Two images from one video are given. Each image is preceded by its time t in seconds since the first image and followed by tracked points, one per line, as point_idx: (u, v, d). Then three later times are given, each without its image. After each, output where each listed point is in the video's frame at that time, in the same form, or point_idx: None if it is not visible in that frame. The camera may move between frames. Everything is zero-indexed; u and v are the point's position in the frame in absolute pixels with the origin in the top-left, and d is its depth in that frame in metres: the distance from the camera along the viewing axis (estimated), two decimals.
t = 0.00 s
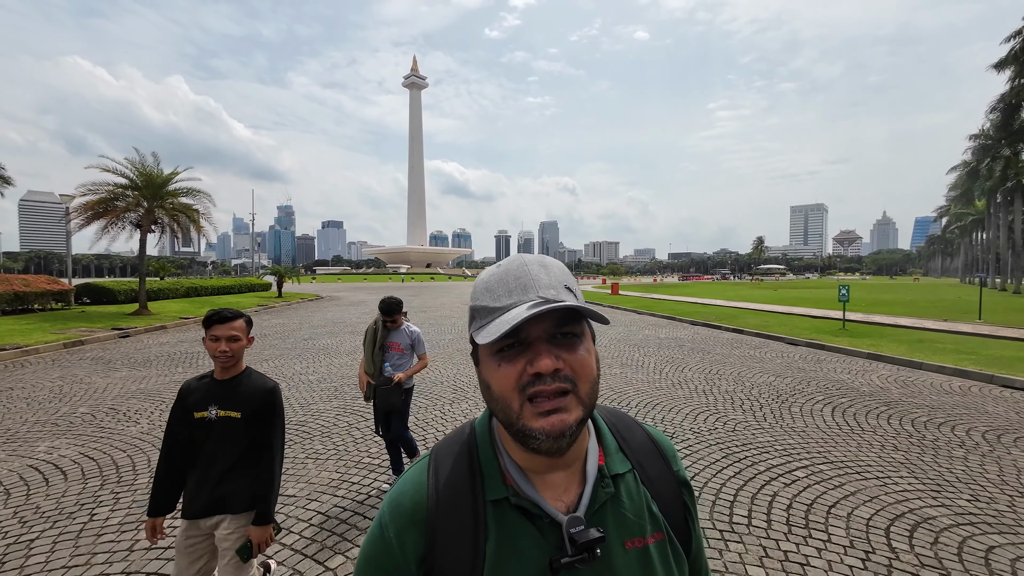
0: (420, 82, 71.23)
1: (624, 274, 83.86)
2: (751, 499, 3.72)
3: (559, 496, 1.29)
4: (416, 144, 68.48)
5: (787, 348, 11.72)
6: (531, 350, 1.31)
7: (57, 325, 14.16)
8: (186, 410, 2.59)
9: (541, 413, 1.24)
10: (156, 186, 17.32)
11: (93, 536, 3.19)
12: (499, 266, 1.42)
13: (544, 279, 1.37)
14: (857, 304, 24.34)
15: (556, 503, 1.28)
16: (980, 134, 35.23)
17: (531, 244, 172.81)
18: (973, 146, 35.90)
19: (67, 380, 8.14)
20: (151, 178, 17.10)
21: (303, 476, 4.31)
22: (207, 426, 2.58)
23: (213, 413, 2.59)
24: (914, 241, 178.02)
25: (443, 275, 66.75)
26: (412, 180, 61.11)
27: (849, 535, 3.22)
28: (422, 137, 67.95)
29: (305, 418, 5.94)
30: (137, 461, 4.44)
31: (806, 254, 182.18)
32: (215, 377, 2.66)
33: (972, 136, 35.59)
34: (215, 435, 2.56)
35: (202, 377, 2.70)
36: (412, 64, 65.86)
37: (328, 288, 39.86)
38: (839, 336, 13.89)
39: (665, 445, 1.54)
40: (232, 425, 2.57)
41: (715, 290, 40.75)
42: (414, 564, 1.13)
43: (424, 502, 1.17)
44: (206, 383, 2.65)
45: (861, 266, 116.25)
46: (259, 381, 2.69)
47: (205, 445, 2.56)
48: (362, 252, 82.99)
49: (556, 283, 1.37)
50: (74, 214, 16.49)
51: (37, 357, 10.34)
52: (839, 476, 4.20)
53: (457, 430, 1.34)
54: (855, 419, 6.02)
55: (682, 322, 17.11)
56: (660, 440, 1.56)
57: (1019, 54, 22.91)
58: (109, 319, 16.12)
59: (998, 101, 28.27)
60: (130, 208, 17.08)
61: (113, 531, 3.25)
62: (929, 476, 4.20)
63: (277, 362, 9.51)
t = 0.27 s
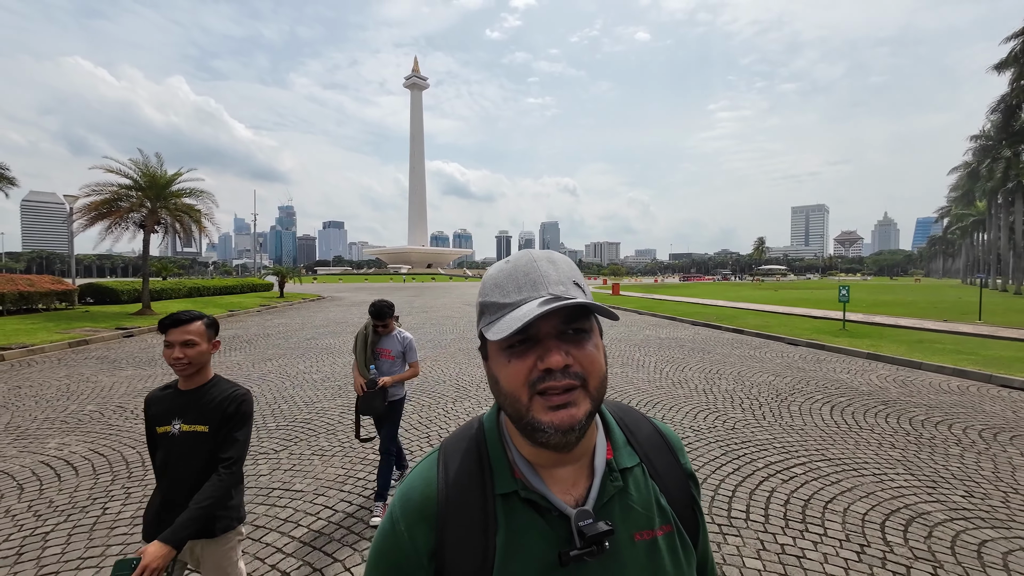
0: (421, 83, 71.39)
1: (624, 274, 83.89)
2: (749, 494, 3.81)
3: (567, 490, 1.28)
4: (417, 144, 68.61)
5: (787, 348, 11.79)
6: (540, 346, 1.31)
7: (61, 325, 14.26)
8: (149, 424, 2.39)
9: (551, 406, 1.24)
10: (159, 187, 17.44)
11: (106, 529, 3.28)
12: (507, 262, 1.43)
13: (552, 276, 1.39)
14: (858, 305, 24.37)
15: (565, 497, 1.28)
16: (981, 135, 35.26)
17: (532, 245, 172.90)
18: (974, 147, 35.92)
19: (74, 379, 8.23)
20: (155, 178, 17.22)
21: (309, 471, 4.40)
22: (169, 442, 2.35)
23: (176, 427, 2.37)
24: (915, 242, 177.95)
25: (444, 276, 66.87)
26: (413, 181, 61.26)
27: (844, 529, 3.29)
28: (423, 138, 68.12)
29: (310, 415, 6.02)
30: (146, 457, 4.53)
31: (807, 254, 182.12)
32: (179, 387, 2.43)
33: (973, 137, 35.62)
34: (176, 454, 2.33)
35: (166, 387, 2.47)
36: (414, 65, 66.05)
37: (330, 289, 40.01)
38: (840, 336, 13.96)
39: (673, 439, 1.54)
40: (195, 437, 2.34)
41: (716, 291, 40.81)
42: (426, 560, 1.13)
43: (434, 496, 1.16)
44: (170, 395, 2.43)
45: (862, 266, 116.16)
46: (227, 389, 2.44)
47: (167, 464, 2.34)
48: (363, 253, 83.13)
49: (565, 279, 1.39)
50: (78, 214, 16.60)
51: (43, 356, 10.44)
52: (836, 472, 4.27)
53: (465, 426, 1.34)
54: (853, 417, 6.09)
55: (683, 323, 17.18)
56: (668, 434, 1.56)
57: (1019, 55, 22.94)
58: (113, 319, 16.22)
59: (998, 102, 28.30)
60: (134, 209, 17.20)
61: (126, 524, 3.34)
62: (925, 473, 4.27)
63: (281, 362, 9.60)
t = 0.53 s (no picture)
0: (422, 83, 71.52)
1: (625, 274, 83.99)
2: (742, 485, 3.91)
3: (580, 478, 1.30)
4: (418, 144, 68.74)
5: (785, 346, 11.88)
6: (561, 336, 1.29)
7: (66, 323, 14.38)
8: (73, 444, 2.13)
9: (570, 397, 1.24)
10: (162, 187, 17.55)
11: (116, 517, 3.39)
12: (527, 251, 1.40)
13: (573, 268, 1.36)
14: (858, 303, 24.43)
15: (577, 486, 1.29)
16: (982, 134, 35.29)
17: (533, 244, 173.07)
18: (974, 146, 35.97)
19: (80, 376, 8.34)
20: (157, 178, 17.33)
21: (314, 463, 4.47)
22: (101, 463, 2.12)
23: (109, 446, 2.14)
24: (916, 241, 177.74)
25: (444, 275, 67.01)
26: (414, 180, 61.39)
27: (833, 518, 3.38)
28: (424, 137, 68.24)
29: (314, 411, 6.11)
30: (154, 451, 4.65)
31: (808, 253, 182.01)
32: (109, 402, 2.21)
33: (973, 136, 35.65)
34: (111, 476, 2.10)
35: (90, 408, 2.23)
36: (415, 64, 66.31)
37: (332, 288, 40.19)
38: (838, 334, 14.04)
39: (686, 433, 1.54)
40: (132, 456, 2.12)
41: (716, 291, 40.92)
42: (442, 539, 1.15)
43: (449, 481, 1.18)
44: (98, 413, 2.20)
45: (863, 266, 116.09)
46: (168, 399, 2.26)
47: (97, 490, 2.08)
48: (364, 252, 83.32)
49: (585, 271, 1.36)
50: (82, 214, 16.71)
51: (49, 354, 10.56)
52: (829, 465, 4.37)
53: (481, 414, 1.35)
54: (848, 412, 6.19)
55: (683, 322, 17.27)
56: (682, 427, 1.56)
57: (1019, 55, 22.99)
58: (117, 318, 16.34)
59: (999, 101, 28.32)
60: (137, 208, 17.32)
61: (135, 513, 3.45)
62: (916, 466, 4.36)
63: (284, 360, 9.71)
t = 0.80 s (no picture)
0: (421, 83, 71.63)
1: (625, 274, 84.07)
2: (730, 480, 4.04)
3: (589, 485, 1.32)
4: (418, 144, 68.89)
5: (781, 345, 11.99)
6: (570, 340, 1.34)
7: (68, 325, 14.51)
8: None
9: (578, 400, 1.29)
10: (163, 189, 17.65)
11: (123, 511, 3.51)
12: (540, 254, 1.45)
13: (584, 270, 1.41)
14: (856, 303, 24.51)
15: (585, 493, 1.31)
16: (980, 133, 35.38)
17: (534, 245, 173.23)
18: (972, 145, 36.07)
19: (84, 377, 8.46)
20: (159, 181, 17.44)
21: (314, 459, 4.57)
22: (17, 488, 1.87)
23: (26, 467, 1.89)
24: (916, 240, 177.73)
25: (445, 276, 67.20)
26: (415, 181, 61.54)
27: (814, 510, 3.51)
28: (424, 138, 68.37)
29: (314, 410, 6.22)
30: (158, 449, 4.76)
31: (808, 253, 182.07)
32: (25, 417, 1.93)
33: (972, 135, 35.74)
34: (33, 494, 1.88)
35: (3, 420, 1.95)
36: (415, 65, 66.45)
37: (333, 289, 40.35)
38: (835, 333, 14.15)
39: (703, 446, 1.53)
40: (57, 482, 1.89)
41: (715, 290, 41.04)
42: (447, 537, 1.19)
43: (457, 480, 1.23)
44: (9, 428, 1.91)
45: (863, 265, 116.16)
46: (95, 414, 1.97)
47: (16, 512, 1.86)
48: (364, 253, 83.50)
49: (596, 274, 1.40)
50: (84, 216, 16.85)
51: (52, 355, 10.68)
52: (815, 460, 4.49)
53: (491, 417, 1.39)
54: (839, 410, 6.31)
55: (681, 321, 17.39)
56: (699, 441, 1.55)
57: (1015, 55, 23.11)
58: (119, 319, 16.49)
59: (996, 100, 28.36)
60: (139, 211, 17.44)
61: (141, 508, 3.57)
62: (901, 461, 4.47)
63: (285, 359, 9.84)
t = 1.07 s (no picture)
0: (421, 84, 71.78)
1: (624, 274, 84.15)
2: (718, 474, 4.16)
3: (594, 496, 1.31)
4: (417, 145, 69.05)
5: (777, 344, 12.09)
6: (577, 349, 1.34)
7: (70, 327, 14.63)
8: None
9: (583, 411, 1.27)
10: (164, 192, 17.78)
11: (129, 508, 3.61)
12: (548, 261, 1.45)
13: (593, 277, 1.40)
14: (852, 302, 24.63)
15: (591, 503, 1.30)
16: (977, 132, 35.49)
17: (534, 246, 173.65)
18: (970, 144, 36.17)
19: (87, 378, 8.58)
20: (160, 184, 17.58)
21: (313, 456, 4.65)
22: None
23: None
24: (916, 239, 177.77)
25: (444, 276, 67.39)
26: (414, 182, 61.69)
27: (798, 503, 3.63)
28: (423, 139, 68.52)
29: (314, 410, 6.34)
30: (162, 448, 4.87)
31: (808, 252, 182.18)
32: None
33: (969, 134, 35.84)
34: None
35: None
36: (414, 66, 66.63)
37: (333, 291, 40.53)
38: (831, 332, 14.25)
39: (720, 460, 1.47)
40: None
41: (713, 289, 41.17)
42: (450, 545, 1.18)
43: (462, 486, 1.23)
44: None
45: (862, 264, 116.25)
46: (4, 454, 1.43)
47: None
48: (365, 254, 83.69)
49: (605, 283, 1.40)
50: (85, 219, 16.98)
51: (55, 357, 10.82)
52: (801, 455, 4.61)
53: (499, 423, 1.39)
54: (828, 407, 6.42)
55: (679, 321, 17.50)
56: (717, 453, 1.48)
57: (1010, 54, 23.24)
58: (120, 321, 16.61)
59: (991, 100, 28.49)
60: (140, 213, 17.57)
61: (146, 504, 3.67)
62: (885, 456, 4.59)
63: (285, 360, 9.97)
